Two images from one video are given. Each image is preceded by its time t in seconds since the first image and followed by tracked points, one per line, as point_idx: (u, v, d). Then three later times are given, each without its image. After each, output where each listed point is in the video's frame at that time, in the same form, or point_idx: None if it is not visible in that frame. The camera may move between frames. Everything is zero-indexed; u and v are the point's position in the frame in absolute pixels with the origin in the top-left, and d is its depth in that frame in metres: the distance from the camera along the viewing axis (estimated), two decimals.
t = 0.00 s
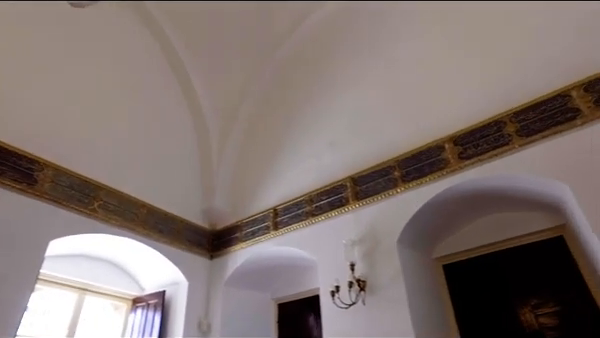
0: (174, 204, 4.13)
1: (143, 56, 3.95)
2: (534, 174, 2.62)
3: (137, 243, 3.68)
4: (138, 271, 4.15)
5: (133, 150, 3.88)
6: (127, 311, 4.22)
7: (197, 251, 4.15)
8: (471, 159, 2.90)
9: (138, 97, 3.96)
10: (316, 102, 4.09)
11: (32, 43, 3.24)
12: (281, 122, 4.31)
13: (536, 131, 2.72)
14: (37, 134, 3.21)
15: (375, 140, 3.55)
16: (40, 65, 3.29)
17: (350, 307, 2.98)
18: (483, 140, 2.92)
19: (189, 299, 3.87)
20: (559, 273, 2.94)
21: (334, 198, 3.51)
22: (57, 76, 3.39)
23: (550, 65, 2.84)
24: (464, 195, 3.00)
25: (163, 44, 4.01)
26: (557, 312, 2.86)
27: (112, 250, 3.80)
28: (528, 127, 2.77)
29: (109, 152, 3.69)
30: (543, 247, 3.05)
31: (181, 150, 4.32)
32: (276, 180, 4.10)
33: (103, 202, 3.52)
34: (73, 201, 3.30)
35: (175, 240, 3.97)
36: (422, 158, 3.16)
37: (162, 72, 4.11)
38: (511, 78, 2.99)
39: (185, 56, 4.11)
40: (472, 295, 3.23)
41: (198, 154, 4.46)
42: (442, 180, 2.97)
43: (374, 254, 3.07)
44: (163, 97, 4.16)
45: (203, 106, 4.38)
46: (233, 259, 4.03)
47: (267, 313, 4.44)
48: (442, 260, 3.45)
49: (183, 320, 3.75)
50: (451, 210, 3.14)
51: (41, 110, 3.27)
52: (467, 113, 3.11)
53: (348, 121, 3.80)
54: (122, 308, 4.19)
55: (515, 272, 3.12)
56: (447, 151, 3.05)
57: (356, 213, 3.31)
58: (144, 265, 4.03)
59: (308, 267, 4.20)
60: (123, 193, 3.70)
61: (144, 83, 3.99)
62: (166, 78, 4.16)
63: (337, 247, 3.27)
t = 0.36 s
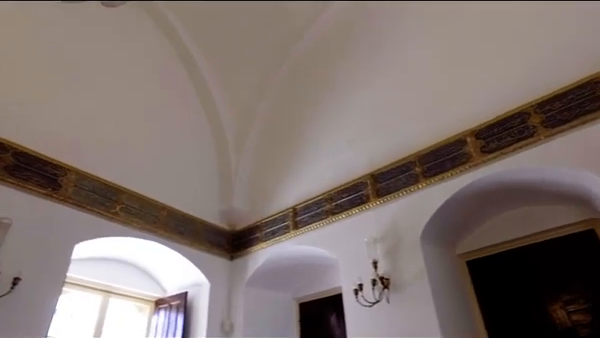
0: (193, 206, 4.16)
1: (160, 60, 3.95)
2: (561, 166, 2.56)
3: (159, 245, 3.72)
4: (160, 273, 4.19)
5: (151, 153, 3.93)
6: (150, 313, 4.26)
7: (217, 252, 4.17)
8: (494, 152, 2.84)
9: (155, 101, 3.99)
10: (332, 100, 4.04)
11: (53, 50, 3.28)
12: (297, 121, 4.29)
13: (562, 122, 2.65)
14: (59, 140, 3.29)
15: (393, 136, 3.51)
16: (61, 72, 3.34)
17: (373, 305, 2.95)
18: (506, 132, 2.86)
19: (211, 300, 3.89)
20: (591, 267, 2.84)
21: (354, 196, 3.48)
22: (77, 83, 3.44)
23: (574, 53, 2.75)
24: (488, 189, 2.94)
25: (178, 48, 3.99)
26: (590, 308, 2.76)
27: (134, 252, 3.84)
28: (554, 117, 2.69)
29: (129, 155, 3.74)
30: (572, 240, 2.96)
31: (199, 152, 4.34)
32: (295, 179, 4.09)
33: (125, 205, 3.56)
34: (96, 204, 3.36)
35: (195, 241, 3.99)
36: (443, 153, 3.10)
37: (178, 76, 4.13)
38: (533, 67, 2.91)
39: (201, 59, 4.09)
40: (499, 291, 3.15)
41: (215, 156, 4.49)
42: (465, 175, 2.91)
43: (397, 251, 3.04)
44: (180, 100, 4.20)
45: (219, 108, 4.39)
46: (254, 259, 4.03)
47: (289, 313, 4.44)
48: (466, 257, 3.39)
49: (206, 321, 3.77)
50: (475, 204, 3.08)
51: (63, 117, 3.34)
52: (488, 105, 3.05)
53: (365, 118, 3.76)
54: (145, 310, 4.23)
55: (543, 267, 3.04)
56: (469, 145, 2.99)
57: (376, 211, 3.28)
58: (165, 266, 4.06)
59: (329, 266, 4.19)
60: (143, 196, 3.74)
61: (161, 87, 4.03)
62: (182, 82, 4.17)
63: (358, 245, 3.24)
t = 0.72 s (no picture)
0: (212, 206, 4.18)
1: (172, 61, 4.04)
2: (588, 154, 2.48)
3: (179, 246, 3.74)
4: (180, 274, 4.23)
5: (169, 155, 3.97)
6: (172, 313, 4.30)
7: (237, 252, 4.18)
8: (517, 144, 2.77)
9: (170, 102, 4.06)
10: (347, 97, 4.03)
11: (70, 55, 3.38)
12: (313, 119, 4.28)
13: (588, 110, 2.56)
14: (80, 145, 3.34)
15: (411, 131, 3.46)
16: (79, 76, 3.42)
17: (396, 302, 2.91)
18: (529, 123, 2.78)
19: (232, 300, 3.90)
20: None
21: (373, 193, 3.45)
22: (94, 87, 3.51)
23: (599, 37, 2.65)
24: (512, 182, 2.87)
25: (190, 48, 4.08)
26: None
27: (155, 254, 3.88)
28: (580, 106, 2.60)
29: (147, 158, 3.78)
30: None
31: (215, 153, 4.36)
32: (312, 178, 4.07)
33: (145, 207, 3.60)
34: (117, 207, 3.40)
35: (215, 242, 4.02)
36: (464, 147, 3.04)
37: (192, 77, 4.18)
38: (555, 55, 2.82)
39: (213, 60, 4.15)
40: (524, 287, 3.07)
41: (232, 157, 4.50)
42: (488, 168, 2.85)
43: (419, 248, 2.99)
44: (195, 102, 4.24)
45: (234, 108, 4.41)
46: (273, 258, 4.03)
47: (310, 312, 4.43)
48: (489, 252, 3.32)
49: (228, 321, 3.79)
50: (497, 198, 3.02)
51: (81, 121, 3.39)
52: (509, 95, 2.96)
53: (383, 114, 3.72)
54: (167, 310, 4.27)
55: (571, 261, 2.95)
56: (491, 137, 2.92)
57: (397, 207, 3.25)
58: (185, 267, 4.09)
59: (349, 264, 4.16)
60: (162, 198, 3.77)
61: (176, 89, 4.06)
62: (195, 83, 4.24)
63: (380, 242, 3.21)
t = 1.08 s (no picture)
0: (228, 206, 4.19)
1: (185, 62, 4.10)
2: None
3: (196, 246, 3.75)
4: (198, 274, 4.25)
5: (184, 156, 4.00)
6: (190, 313, 4.33)
7: (254, 251, 4.18)
8: (539, 134, 2.70)
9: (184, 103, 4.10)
10: (362, 93, 4.01)
11: (83, 57, 3.45)
12: (327, 117, 4.26)
13: None
14: (97, 148, 3.39)
15: (428, 124, 3.42)
16: (92, 79, 3.49)
17: (418, 298, 2.87)
18: (551, 112, 2.71)
19: (250, 299, 3.90)
20: None
21: (391, 188, 3.41)
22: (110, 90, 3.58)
23: None
24: (534, 173, 2.80)
25: (203, 50, 4.16)
26: None
27: (174, 254, 3.90)
28: None
29: (162, 159, 3.81)
30: None
31: (230, 153, 4.37)
32: (327, 175, 4.05)
33: (162, 208, 3.62)
34: (135, 208, 3.42)
35: (233, 242, 4.02)
36: (483, 139, 2.98)
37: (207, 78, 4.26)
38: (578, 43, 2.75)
39: (225, 59, 4.22)
40: (551, 282, 2.98)
41: (247, 156, 4.51)
42: (508, 160, 2.79)
43: (439, 243, 2.94)
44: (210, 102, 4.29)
45: (247, 108, 4.42)
46: (291, 256, 4.02)
47: (328, 310, 4.39)
48: (512, 246, 3.24)
49: (246, 320, 3.79)
50: (519, 190, 2.95)
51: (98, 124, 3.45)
52: (529, 85, 2.89)
53: (398, 109, 3.68)
54: (185, 310, 4.30)
55: (598, 254, 2.85)
56: (511, 128, 2.86)
57: (415, 202, 3.20)
58: (203, 267, 4.11)
59: (368, 261, 4.11)
60: (179, 199, 3.79)
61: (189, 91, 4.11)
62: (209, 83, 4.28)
63: (399, 237, 3.17)
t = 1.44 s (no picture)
0: (244, 205, 4.18)
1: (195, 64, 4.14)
2: None
3: (214, 246, 3.75)
4: (217, 274, 4.25)
5: (199, 156, 4.00)
6: (209, 314, 4.33)
7: (272, 250, 4.16)
8: (563, 124, 2.62)
9: (197, 104, 4.12)
10: (376, 88, 3.96)
11: (99, 61, 3.52)
12: (342, 113, 4.23)
13: None
14: (114, 150, 3.41)
15: (445, 117, 3.35)
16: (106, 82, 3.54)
17: (440, 295, 2.81)
18: (575, 101, 2.62)
19: (269, 299, 3.89)
20: None
21: (409, 183, 3.35)
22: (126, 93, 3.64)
23: None
24: (558, 164, 2.71)
25: (215, 51, 4.20)
26: None
27: (192, 255, 3.92)
28: None
29: (178, 160, 3.83)
30: None
31: (245, 152, 4.37)
32: (343, 172, 4.01)
33: (179, 208, 3.63)
34: (152, 209, 3.44)
35: (250, 241, 4.01)
36: (503, 130, 2.90)
37: (220, 79, 4.29)
38: None
39: (236, 58, 4.24)
40: (579, 277, 2.87)
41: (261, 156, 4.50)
42: (531, 151, 2.71)
43: (461, 238, 2.87)
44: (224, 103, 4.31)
45: (260, 106, 4.42)
46: (308, 255, 3.99)
47: (348, 309, 4.34)
48: (536, 240, 3.15)
49: (265, 319, 3.77)
50: (542, 182, 2.87)
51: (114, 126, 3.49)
52: (550, 73, 2.81)
53: (414, 103, 3.61)
54: (204, 311, 4.31)
55: None
56: (533, 118, 2.77)
57: (434, 197, 3.14)
58: (221, 267, 4.11)
59: (387, 259, 4.05)
60: (195, 199, 3.79)
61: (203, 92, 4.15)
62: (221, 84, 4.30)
63: (419, 233, 3.11)
